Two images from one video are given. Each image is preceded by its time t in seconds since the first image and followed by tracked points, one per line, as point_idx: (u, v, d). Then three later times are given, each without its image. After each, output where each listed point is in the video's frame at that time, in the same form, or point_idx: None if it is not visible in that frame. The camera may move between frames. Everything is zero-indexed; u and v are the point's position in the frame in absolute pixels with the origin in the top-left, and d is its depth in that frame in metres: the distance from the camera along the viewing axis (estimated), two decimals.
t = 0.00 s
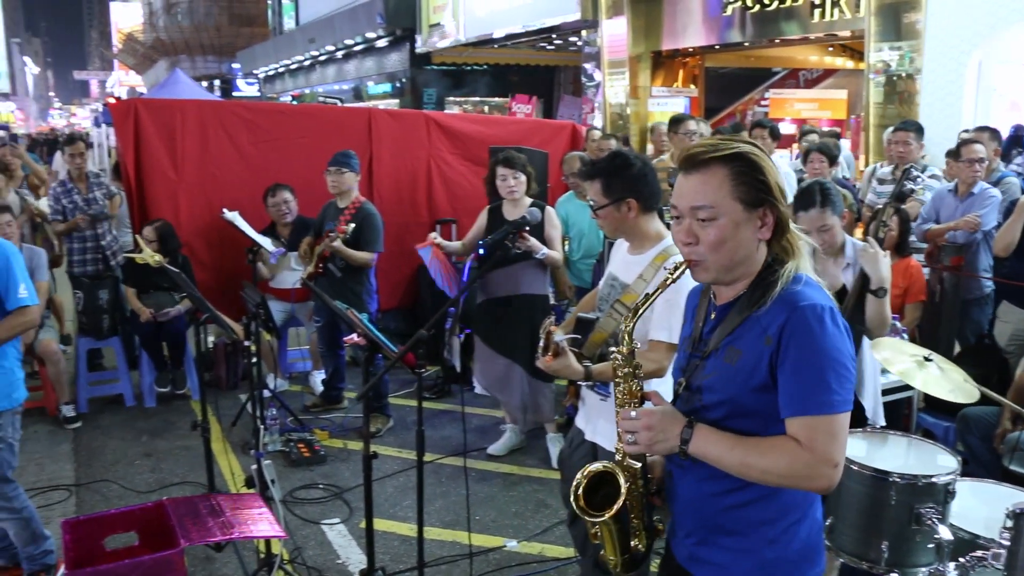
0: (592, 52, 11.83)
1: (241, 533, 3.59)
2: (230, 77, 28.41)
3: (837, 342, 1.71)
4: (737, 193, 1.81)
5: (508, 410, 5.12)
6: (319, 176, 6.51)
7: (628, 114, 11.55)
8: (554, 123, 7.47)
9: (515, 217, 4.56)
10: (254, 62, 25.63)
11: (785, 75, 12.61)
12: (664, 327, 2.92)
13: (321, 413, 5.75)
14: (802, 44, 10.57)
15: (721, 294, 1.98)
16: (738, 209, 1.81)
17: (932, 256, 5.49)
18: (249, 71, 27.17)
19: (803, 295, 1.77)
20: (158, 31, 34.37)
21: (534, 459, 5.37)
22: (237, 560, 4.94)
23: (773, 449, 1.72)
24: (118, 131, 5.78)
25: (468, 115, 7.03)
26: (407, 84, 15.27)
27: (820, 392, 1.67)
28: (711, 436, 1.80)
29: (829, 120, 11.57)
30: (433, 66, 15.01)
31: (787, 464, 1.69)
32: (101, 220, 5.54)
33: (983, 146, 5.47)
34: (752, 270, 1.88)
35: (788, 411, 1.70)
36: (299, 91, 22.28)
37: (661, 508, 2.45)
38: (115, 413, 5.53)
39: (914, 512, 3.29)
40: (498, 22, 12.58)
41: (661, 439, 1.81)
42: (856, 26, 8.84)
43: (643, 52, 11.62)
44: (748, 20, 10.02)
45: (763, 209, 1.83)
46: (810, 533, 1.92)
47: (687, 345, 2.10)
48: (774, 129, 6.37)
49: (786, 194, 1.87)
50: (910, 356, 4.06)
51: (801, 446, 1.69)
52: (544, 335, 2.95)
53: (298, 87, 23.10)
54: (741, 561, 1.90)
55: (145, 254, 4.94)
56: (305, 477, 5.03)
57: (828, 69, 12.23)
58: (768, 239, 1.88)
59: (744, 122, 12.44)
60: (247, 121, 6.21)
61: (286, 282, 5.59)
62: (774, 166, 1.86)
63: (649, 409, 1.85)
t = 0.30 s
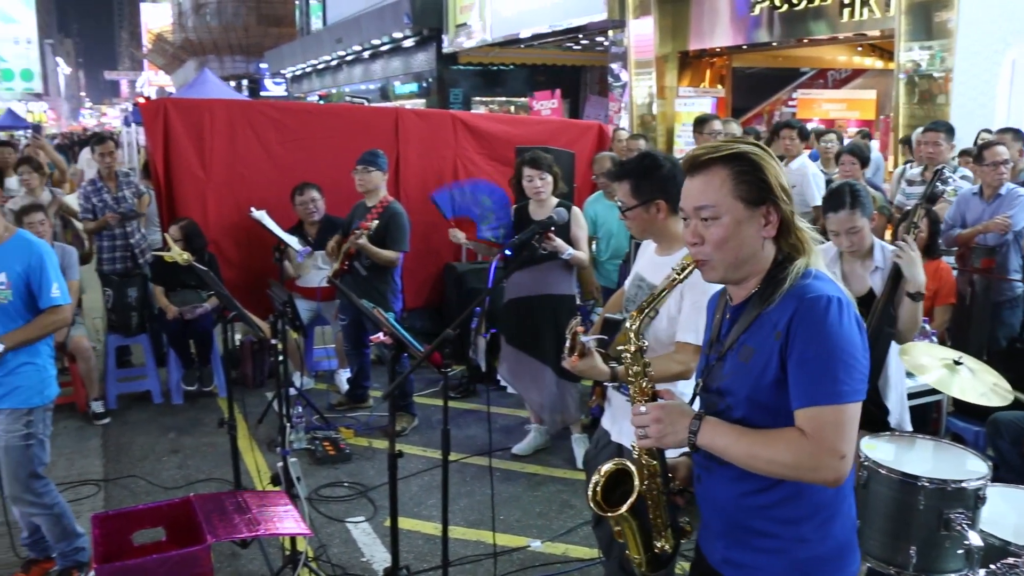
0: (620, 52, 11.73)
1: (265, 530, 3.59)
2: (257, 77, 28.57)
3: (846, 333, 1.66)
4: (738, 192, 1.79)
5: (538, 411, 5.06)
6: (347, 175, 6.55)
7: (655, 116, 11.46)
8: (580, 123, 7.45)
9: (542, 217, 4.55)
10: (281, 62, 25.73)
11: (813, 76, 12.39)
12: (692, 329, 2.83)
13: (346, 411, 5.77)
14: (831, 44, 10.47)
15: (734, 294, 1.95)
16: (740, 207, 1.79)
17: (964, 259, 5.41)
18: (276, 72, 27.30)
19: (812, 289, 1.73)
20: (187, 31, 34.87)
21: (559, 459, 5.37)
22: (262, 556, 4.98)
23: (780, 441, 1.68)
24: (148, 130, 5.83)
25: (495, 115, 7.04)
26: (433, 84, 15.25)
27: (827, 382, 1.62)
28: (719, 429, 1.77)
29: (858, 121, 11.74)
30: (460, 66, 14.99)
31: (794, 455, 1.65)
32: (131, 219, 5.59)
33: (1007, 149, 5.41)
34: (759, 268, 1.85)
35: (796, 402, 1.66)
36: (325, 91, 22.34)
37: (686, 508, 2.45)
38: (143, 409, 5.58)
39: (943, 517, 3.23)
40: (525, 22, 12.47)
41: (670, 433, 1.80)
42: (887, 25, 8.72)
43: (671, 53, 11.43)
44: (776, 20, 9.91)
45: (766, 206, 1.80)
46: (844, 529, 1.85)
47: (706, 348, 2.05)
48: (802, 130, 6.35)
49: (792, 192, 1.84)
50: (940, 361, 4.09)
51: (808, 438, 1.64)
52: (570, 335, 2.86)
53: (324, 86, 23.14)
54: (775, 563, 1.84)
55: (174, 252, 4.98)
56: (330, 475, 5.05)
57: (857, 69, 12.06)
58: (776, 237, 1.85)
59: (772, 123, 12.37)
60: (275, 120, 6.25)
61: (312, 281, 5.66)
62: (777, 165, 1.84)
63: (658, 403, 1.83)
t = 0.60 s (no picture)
0: (638, 52, 11.44)
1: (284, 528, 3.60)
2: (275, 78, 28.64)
3: (868, 328, 1.64)
4: (752, 191, 1.78)
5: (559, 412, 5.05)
6: (365, 175, 6.56)
7: (673, 116, 11.41)
8: (599, 123, 7.39)
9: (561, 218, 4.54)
10: (299, 62, 25.80)
11: (833, 76, 12.31)
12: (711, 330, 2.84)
13: (363, 410, 5.79)
14: (851, 44, 10.39)
15: (749, 297, 1.93)
16: (754, 207, 1.78)
17: (983, 260, 5.36)
18: (294, 72, 27.36)
19: (832, 286, 1.71)
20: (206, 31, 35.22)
21: (576, 459, 5.36)
22: (279, 554, 5.00)
23: (805, 437, 1.64)
24: (168, 129, 5.87)
25: (513, 115, 7.03)
26: (451, 84, 15.22)
27: (852, 376, 1.60)
28: (743, 428, 1.73)
29: (878, 121, 11.63)
30: (478, 66, 14.95)
31: (821, 451, 1.61)
32: (150, 218, 5.62)
33: None
34: (774, 267, 1.83)
35: (821, 398, 1.63)
36: (343, 90, 22.36)
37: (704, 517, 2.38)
38: (162, 407, 5.62)
39: (963, 521, 3.21)
40: (543, 21, 12.43)
41: (693, 435, 1.76)
42: (908, 25, 8.64)
43: (689, 52, 11.53)
44: (796, 20, 9.84)
45: (779, 205, 1.79)
46: (870, 529, 1.84)
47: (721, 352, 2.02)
48: (822, 130, 6.32)
49: (804, 192, 1.83)
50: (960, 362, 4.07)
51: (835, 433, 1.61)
52: (591, 336, 2.86)
53: (342, 86, 23.16)
54: (803, 566, 1.81)
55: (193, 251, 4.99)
56: (347, 474, 5.06)
57: (877, 69, 12.01)
58: (790, 237, 1.83)
59: (790, 124, 12.29)
60: (294, 119, 6.27)
61: (331, 279, 5.70)
62: (790, 165, 1.83)
63: (679, 405, 1.79)
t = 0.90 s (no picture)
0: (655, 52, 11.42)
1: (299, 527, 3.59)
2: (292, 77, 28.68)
3: (902, 327, 1.62)
4: (780, 185, 1.76)
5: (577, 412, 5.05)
6: (381, 175, 6.56)
7: (690, 115, 11.31)
8: (615, 123, 7.36)
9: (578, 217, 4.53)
10: (316, 62, 25.82)
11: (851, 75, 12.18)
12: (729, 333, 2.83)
13: (378, 409, 5.79)
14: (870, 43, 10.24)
15: (768, 299, 1.88)
16: (783, 201, 1.76)
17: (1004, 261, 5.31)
18: (309, 71, 27.37)
19: (861, 286, 1.68)
20: (224, 31, 35.54)
21: (591, 460, 5.34)
22: (294, 553, 5.00)
23: (852, 440, 1.59)
24: (185, 127, 5.88)
25: (530, 115, 7.02)
26: (467, 83, 15.18)
27: (893, 377, 1.57)
28: (790, 433, 1.66)
29: (898, 120, 11.52)
30: (494, 65, 14.90)
31: (869, 452, 1.56)
32: (167, 217, 5.63)
33: None
34: (796, 266, 1.80)
35: (861, 400, 1.59)
36: (359, 89, 22.34)
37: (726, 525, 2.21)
38: (178, 405, 5.63)
39: (983, 525, 3.17)
40: (559, 20, 12.37)
41: (736, 440, 1.67)
42: (929, 23, 8.53)
43: (706, 51, 11.35)
44: (814, 18, 9.70)
45: (806, 203, 1.77)
46: (900, 533, 1.82)
47: (740, 358, 1.96)
48: (841, 130, 6.29)
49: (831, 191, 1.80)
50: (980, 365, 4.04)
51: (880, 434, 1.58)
52: (608, 335, 2.85)
53: (357, 85, 23.12)
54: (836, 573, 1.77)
55: (210, 250, 4.99)
56: (362, 473, 5.06)
57: (896, 68, 11.85)
58: (813, 238, 1.81)
59: (807, 123, 12.19)
60: (310, 118, 6.28)
61: (347, 278, 5.71)
62: (819, 165, 1.81)
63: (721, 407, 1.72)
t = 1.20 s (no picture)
0: (673, 51, 11.59)
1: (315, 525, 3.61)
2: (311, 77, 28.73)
3: (943, 335, 1.58)
4: (805, 181, 1.76)
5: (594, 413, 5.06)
6: (399, 174, 6.58)
7: (708, 115, 11.14)
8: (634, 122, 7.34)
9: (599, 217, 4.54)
10: (336, 62, 25.85)
11: (872, 74, 11.88)
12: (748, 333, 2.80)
13: (397, 408, 5.79)
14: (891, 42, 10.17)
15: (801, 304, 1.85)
16: (803, 198, 1.75)
17: None
18: (327, 71, 27.41)
19: (899, 294, 1.64)
20: (242, 31, 35.79)
21: (609, 461, 5.33)
22: (311, 551, 5.01)
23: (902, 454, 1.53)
24: (205, 126, 5.91)
25: (549, 114, 7.01)
26: (486, 83, 15.12)
27: (937, 387, 1.52)
28: (839, 455, 1.60)
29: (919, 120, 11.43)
30: (512, 65, 14.85)
31: (922, 467, 1.50)
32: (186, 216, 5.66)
33: None
34: (823, 268, 1.78)
35: (905, 412, 1.54)
36: (378, 89, 22.34)
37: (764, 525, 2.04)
38: (196, 403, 5.66)
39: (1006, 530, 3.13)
40: (578, 20, 12.30)
41: (781, 467, 1.62)
42: (951, 22, 8.38)
43: (725, 51, 11.19)
44: (835, 17, 9.48)
45: (833, 204, 1.75)
46: (936, 551, 1.78)
47: (773, 364, 1.92)
48: (861, 131, 6.28)
49: (863, 195, 1.77)
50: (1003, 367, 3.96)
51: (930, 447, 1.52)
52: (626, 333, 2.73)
53: (376, 85, 23.08)
54: None
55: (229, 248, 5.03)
56: (379, 472, 5.06)
57: (918, 68, 11.72)
58: (839, 241, 1.77)
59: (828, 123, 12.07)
60: (329, 117, 6.30)
61: (365, 278, 5.71)
62: (852, 167, 1.78)
63: (764, 436, 1.67)
